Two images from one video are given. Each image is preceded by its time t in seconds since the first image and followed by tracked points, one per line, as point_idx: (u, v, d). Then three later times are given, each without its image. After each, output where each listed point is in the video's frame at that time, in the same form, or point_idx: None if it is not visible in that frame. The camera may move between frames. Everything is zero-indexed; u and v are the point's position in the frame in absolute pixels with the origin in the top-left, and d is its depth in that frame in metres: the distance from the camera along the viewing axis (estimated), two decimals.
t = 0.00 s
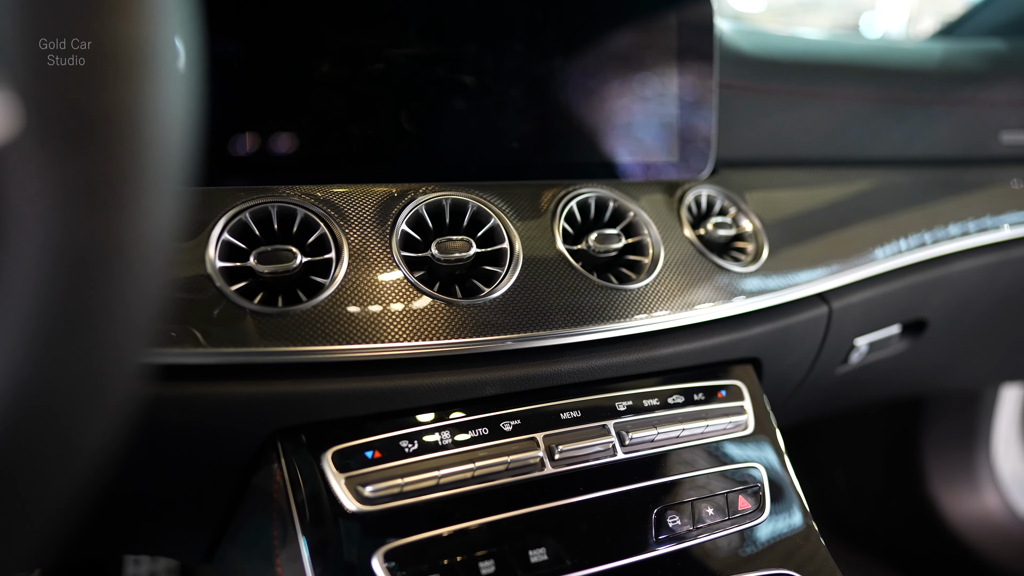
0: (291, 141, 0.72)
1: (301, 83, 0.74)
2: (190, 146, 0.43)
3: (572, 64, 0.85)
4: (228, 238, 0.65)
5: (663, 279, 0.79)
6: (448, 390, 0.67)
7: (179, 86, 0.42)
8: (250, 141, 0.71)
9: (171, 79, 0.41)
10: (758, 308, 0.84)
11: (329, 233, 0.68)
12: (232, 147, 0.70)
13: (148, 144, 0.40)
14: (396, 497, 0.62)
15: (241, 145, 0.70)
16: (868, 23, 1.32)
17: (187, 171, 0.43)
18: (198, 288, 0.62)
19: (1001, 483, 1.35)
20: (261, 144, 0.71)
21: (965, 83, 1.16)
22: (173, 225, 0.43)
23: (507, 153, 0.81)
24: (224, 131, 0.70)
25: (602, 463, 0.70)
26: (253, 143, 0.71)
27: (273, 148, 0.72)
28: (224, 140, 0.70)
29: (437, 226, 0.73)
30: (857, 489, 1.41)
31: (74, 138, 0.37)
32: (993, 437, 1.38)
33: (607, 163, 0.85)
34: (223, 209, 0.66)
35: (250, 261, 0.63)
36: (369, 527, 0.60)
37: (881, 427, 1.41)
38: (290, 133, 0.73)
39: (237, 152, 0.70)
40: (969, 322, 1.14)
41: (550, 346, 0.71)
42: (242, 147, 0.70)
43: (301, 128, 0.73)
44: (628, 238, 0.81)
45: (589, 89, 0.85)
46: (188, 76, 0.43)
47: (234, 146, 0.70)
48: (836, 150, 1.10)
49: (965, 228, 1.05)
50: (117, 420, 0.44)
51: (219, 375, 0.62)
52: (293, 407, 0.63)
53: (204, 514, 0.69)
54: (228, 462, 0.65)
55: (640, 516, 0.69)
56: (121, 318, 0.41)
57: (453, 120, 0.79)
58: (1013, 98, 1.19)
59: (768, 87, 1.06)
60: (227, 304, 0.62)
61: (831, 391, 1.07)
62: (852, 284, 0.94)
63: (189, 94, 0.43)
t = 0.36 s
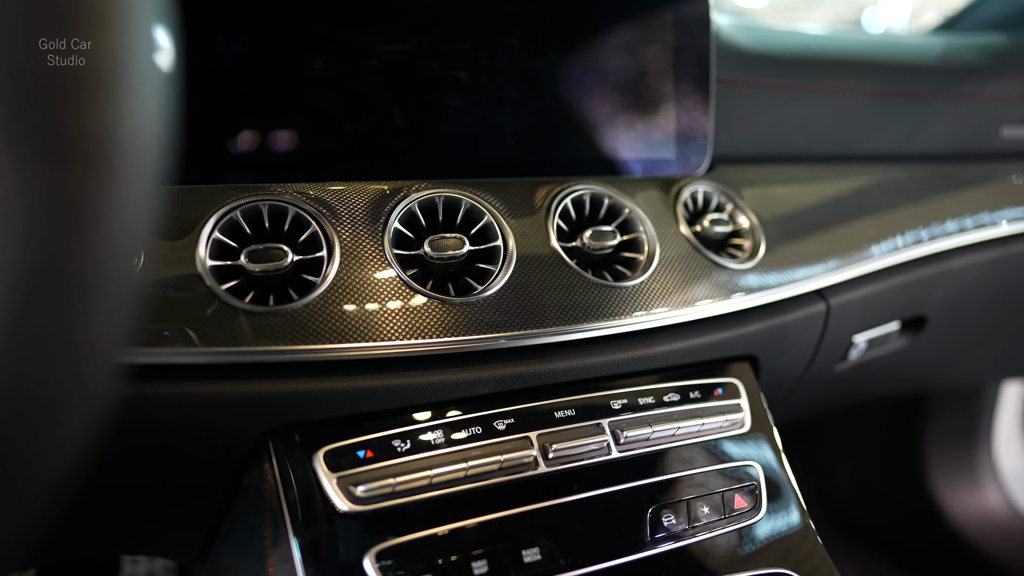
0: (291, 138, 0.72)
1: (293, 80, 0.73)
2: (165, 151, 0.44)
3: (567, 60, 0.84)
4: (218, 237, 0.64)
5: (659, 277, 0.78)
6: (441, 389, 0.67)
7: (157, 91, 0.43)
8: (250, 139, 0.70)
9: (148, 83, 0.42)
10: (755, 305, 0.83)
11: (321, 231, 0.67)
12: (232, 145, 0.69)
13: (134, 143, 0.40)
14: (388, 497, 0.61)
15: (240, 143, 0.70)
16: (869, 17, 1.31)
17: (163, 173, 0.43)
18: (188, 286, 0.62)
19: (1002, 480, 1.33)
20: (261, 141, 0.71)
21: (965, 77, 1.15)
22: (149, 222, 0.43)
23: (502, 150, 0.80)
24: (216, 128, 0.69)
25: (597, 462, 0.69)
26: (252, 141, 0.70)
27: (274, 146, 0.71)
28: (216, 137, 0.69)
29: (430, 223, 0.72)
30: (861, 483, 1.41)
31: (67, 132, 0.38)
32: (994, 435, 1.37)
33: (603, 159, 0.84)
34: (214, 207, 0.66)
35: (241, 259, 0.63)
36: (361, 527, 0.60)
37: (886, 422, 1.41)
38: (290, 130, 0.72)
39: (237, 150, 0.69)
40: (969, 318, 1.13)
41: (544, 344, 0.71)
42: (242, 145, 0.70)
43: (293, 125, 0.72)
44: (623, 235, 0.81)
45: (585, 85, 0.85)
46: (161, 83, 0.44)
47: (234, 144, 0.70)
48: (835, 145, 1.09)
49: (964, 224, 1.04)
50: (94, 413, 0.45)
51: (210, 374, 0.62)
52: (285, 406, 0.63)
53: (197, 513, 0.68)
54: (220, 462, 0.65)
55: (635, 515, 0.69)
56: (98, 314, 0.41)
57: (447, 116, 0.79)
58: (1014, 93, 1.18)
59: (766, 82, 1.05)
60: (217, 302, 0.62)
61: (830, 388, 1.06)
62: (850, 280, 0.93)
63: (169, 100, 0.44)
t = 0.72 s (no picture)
0: (291, 135, 0.72)
1: (286, 78, 0.72)
2: (143, 155, 0.44)
3: (562, 56, 0.83)
4: (209, 235, 0.64)
5: (654, 274, 0.78)
6: (435, 388, 0.66)
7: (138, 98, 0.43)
8: (250, 137, 0.70)
9: (130, 92, 0.42)
10: (752, 302, 0.82)
11: (312, 229, 0.67)
12: (232, 144, 0.69)
13: (111, 145, 0.40)
14: (380, 497, 0.61)
15: (240, 141, 0.70)
16: (873, 11, 1.30)
17: (140, 175, 0.44)
18: (178, 285, 0.61)
19: (1006, 478, 1.32)
20: (261, 140, 0.71)
21: (966, 72, 1.14)
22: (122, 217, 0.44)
23: (496, 147, 0.80)
24: (207, 127, 0.69)
25: (592, 461, 0.69)
26: (252, 139, 0.70)
27: (274, 144, 0.71)
28: (208, 136, 0.69)
29: (423, 222, 0.72)
30: (862, 481, 1.40)
31: (66, 131, 0.38)
32: (997, 433, 1.36)
33: (598, 156, 0.84)
34: (204, 205, 0.66)
35: (232, 258, 0.63)
36: (353, 528, 0.60)
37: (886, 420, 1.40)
38: (289, 128, 0.72)
39: (237, 149, 0.69)
40: (970, 315, 1.12)
41: (539, 342, 0.70)
42: (242, 144, 0.70)
43: (284, 123, 0.72)
44: (618, 233, 0.80)
45: (580, 82, 0.84)
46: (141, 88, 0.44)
47: (234, 143, 0.69)
48: (835, 141, 1.08)
49: (965, 220, 1.04)
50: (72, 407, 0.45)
51: (201, 374, 0.61)
52: (276, 406, 0.63)
53: (190, 513, 0.68)
54: (211, 463, 0.64)
55: (629, 514, 0.68)
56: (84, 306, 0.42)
57: (441, 114, 0.78)
58: (1015, 87, 1.17)
59: (764, 78, 1.04)
60: (207, 302, 0.61)
61: (829, 385, 1.06)
62: (849, 278, 0.92)
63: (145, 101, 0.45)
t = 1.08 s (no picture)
0: (292, 134, 0.72)
1: (278, 76, 0.72)
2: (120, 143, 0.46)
3: (557, 52, 0.83)
4: (200, 234, 0.64)
5: (650, 272, 0.77)
6: (428, 387, 0.66)
7: (119, 95, 0.44)
8: (251, 136, 0.70)
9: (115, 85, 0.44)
10: (749, 299, 0.82)
11: (303, 227, 0.66)
12: (233, 144, 0.69)
13: (86, 149, 0.40)
14: (372, 497, 0.60)
15: (241, 141, 0.70)
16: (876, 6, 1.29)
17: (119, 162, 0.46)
18: (169, 285, 0.61)
19: (1008, 473, 1.31)
20: (262, 139, 0.71)
21: (969, 65, 1.13)
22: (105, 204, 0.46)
23: (490, 145, 0.79)
24: (198, 125, 0.69)
25: (587, 460, 0.68)
26: (253, 138, 0.70)
27: (275, 143, 0.71)
28: (201, 135, 0.69)
29: (417, 220, 0.71)
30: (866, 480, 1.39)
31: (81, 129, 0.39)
32: (999, 428, 1.35)
33: (594, 153, 0.83)
34: (195, 204, 0.65)
35: (223, 258, 0.62)
36: (344, 529, 0.59)
37: (886, 418, 1.39)
38: (289, 126, 0.72)
39: (239, 148, 0.69)
40: (971, 311, 1.11)
41: (533, 341, 0.70)
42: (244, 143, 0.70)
43: (276, 121, 0.72)
44: (614, 230, 0.79)
45: (576, 78, 0.83)
46: (120, 85, 0.45)
47: (235, 143, 0.69)
48: (835, 137, 1.07)
49: (965, 216, 1.03)
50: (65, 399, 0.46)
51: (191, 374, 0.61)
52: (268, 405, 0.62)
53: (182, 513, 0.68)
54: (204, 463, 0.64)
55: (624, 515, 0.68)
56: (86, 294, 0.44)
57: (434, 111, 0.78)
58: (1017, 82, 1.16)
59: (764, 72, 1.03)
60: (197, 302, 0.61)
61: (829, 383, 1.05)
62: (848, 274, 0.92)
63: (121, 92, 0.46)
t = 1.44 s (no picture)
0: (294, 134, 0.72)
1: (271, 74, 0.71)
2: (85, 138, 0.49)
3: (552, 48, 0.82)
4: (191, 234, 0.63)
5: (646, 270, 0.76)
6: (421, 386, 0.66)
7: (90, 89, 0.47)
8: (253, 136, 0.71)
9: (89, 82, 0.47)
10: (746, 297, 0.81)
11: (295, 226, 0.66)
12: (235, 143, 0.70)
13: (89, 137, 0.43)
14: (365, 497, 0.60)
15: (243, 140, 0.70)
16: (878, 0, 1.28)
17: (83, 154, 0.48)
18: (159, 285, 0.61)
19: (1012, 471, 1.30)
20: (264, 138, 0.71)
21: (972, 60, 1.12)
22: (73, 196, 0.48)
23: (484, 142, 0.79)
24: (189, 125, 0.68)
25: (582, 460, 0.68)
26: (256, 138, 0.71)
27: (277, 142, 0.71)
28: (193, 135, 0.69)
29: (410, 218, 0.71)
30: (868, 479, 1.38)
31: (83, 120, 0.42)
32: (1005, 426, 1.34)
33: (590, 151, 0.83)
34: (187, 203, 0.65)
35: (215, 257, 0.62)
36: (336, 530, 0.59)
37: (888, 413, 1.39)
38: (292, 126, 0.72)
39: (241, 147, 0.70)
40: (974, 307, 1.10)
41: (527, 340, 0.69)
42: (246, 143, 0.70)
43: (268, 120, 0.71)
44: (610, 228, 0.79)
45: (572, 74, 0.83)
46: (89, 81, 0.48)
47: (236, 142, 0.70)
48: (835, 132, 1.06)
49: (966, 212, 1.02)
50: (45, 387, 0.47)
51: (182, 374, 0.61)
52: (261, 405, 0.62)
53: (175, 513, 0.67)
54: (196, 463, 0.64)
55: (620, 515, 0.67)
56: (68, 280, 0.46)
57: (428, 109, 0.77)
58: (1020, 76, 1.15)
59: (763, 68, 1.02)
60: (188, 302, 0.60)
61: (829, 380, 1.04)
62: (847, 271, 0.91)
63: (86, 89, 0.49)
